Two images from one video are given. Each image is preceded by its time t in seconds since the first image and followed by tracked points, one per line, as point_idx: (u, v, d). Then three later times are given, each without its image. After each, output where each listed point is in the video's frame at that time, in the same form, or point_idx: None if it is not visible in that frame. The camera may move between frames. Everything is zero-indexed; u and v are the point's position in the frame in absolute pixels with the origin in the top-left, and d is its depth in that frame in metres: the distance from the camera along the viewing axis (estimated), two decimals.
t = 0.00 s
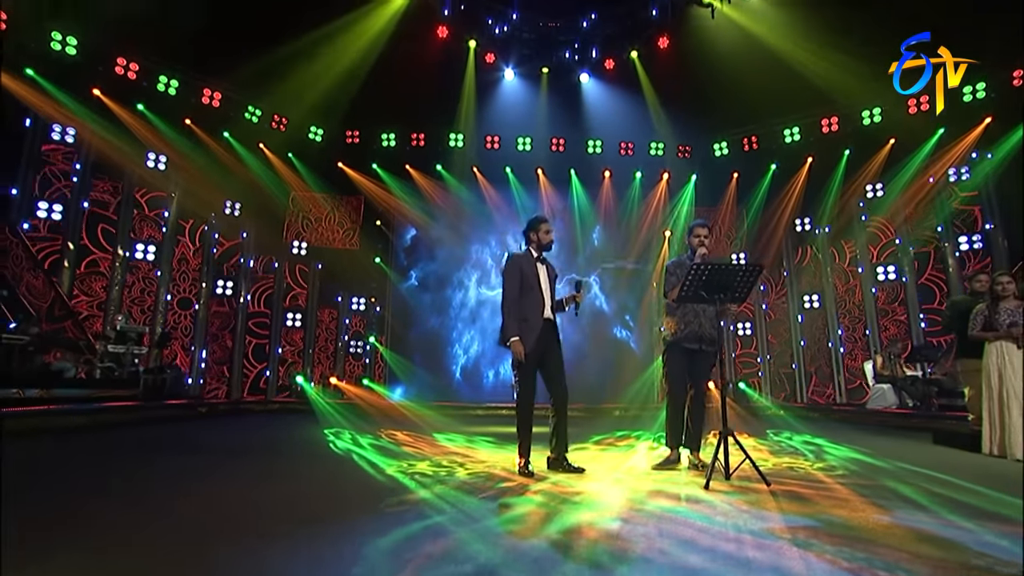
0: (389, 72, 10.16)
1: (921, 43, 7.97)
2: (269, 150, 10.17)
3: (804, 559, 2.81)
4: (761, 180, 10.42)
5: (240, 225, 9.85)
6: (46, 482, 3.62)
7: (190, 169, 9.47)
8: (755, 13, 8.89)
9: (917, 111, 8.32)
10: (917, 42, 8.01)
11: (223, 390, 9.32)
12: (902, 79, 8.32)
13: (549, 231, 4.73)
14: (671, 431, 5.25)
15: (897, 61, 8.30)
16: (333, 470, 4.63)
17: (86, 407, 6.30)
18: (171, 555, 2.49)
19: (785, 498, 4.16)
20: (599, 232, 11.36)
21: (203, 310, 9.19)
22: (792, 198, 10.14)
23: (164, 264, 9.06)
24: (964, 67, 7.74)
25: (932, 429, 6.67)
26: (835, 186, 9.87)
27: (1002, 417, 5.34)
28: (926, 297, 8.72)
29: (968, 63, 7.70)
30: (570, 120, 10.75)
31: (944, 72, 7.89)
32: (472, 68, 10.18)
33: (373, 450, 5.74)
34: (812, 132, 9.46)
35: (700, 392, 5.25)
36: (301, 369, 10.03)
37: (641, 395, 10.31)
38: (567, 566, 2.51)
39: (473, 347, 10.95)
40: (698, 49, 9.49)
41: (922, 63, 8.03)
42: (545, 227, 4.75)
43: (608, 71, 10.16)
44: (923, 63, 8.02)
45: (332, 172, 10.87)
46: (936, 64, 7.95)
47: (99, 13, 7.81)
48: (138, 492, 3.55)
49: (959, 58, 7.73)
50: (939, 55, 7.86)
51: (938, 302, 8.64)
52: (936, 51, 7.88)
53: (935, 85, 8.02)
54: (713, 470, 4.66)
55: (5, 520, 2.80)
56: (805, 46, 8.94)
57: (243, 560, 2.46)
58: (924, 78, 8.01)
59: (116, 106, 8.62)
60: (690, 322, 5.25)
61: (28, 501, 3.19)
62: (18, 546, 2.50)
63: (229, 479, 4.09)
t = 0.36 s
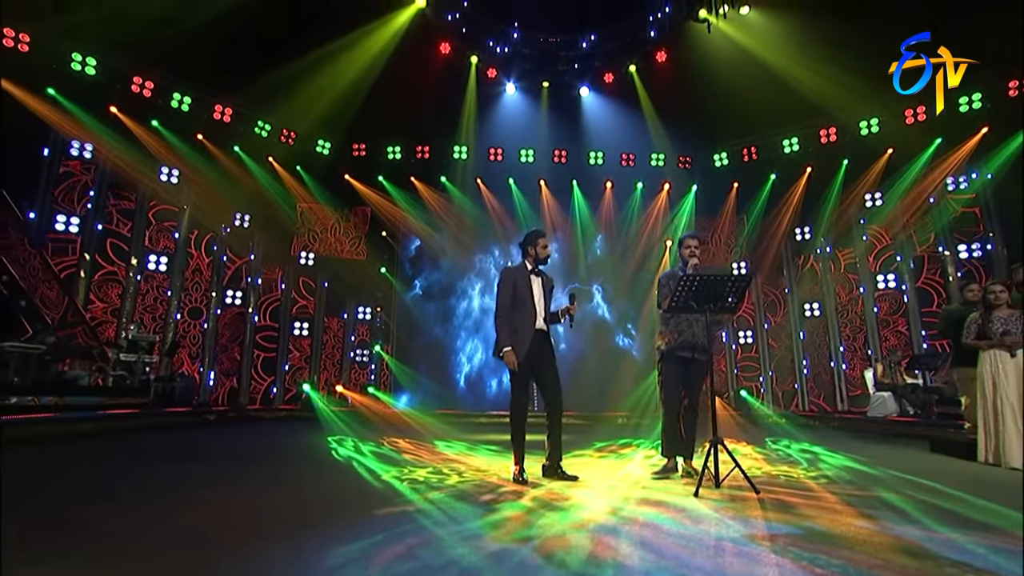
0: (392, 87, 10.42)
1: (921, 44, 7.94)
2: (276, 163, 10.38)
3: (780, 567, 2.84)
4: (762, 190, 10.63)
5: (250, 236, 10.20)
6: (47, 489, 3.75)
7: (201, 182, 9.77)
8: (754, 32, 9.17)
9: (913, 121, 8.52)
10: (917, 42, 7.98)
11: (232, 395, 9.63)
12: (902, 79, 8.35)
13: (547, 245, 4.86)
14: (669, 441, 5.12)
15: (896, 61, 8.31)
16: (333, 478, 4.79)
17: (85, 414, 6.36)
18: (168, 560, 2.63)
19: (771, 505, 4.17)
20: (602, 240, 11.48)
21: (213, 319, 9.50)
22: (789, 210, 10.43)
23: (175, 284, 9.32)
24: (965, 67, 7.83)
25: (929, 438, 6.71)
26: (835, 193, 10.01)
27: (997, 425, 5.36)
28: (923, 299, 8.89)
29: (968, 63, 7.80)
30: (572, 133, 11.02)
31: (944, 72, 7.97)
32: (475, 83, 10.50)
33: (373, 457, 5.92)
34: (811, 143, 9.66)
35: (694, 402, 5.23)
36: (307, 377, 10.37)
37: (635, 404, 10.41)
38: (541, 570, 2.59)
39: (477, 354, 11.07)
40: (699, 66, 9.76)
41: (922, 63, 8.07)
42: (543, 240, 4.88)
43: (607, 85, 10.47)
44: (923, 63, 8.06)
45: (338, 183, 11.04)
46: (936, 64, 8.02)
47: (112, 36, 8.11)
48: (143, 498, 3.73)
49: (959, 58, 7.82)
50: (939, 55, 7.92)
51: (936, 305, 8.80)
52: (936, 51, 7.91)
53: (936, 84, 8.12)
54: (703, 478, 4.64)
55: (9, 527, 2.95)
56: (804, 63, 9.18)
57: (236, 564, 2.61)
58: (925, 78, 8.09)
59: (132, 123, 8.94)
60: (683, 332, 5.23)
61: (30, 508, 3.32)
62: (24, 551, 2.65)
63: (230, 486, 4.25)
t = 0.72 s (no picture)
0: (395, 101, 10.62)
1: (921, 43, 7.78)
2: (285, 176, 10.61)
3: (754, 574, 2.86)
4: (759, 202, 10.81)
5: (257, 246, 10.59)
6: (54, 494, 3.92)
7: (210, 195, 10.02)
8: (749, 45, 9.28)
9: (909, 131, 8.69)
10: (917, 41, 7.83)
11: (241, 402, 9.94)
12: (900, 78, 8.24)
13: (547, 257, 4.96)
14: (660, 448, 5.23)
15: (897, 61, 8.24)
16: (332, 483, 4.94)
17: (80, 420, 6.42)
18: (162, 562, 2.78)
19: (757, 513, 4.14)
20: (602, 249, 11.75)
21: (222, 325, 9.83)
22: (788, 216, 10.51)
23: (187, 287, 9.61)
24: (964, 68, 7.67)
25: (924, 445, 6.77)
26: (830, 203, 10.14)
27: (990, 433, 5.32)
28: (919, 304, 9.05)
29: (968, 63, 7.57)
30: (573, 145, 11.13)
31: (944, 72, 7.83)
32: (475, 96, 10.65)
33: (374, 463, 6.08)
34: (808, 152, 9.81)
35: (686, 411, 5.32)
36: (313, 385, 10.57)
37: (634, 410, 10.57)
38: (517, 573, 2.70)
39: (478, 363, 11.20)
40: (697, 79, 9.95)
41: (922, 62, 7.79)
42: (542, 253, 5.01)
43: (605, 98, 10.70)
44: (923, 63, 7.78)
45: (344, 194, 11.24)
46: (937, 63, 7.78)
47: (123, 56, 8.38)
48: (147, 504, 3.90)
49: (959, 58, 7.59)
50: (939, 55, 7.68)
51: (934, 309, 8.94)
52: (936, 51, 7.66)
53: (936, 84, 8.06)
54: (690, 484, 4.67)
55: (19, 530, 3.11)
56: (801, 77, 9.28)
57: (229, 564, 2.78)
58: (925, 78, 7.91)
59: (145, 138, 9.20)
60: (673, 340, 5.29)
61: (37, 512, 3.49)
62: (29, 553, 2.81)
63: (232, 491, 4.42)
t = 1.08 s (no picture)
0: (398, 112, 10.82)
1: (921, 44, 7.88)
2: (291, 185, 10.87)
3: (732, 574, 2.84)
4: (759, 208, 10.92)
5: (264, 253, 10.71)
6: (59, 500, 4.06)
7: (217, 206, 10.24)
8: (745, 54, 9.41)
9: (906, 138, 8.79)
10: (917, 42, 7.93)
11: (246, 408, 10.01)
12: (902, 78, 8.34)
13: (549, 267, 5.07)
14: (652, 455, 5.29)
15: (897, 61, 8.30)
16: (329, 487, 5.08)
17: (82, 426, 6.51)
18: (159, 564, 2.91)
19: (744, 519, 4.09)
20: (603, 256, 11.80)
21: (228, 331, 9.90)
22: (787, 222, 10.64)
23: (195, 295, 9.75)
24: (965, 68, 7.77)
25: (922, 451, 6.77)
26: (831, 208, 10.23)
27: (984, 441, 5.24)
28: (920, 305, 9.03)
29: (968, 63, 7.70)
30: (574, 153, 11.38)
31: (944, 72, 7.96)
32: (475, 107, 10.88)
33: (373, 468, 6.19)
34: (807, 159, 9.92)
35: (676, 421, 5.34)
36: (318, 391, 10.64)
37: (633, 416, 10.66)
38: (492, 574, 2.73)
39: (480, 369, 11.36)
40: (697, 89, 10.09)
41: (922, 62, 8.00)
42: (546, 262, 5.10)
43: (605, 107, 10.90)
44: (923, 63, 8.00)
45: (350, 206, 11.55)
46: (936, 64, 7.96)
47: (133, 72, 8.63)
48: (147, 509, 4.03)
49: (959, 58, 7.74)
50: (939, 55, 7.85)
51: (935, 310, 8.88)
52: (936, 51, 7.83)
53: (937, 83, 8.16)
54: (681, 488, 4.74)
55: (24, 534, 3.26)
56: (797, 85, 9.41)
57: (224, 565, 2.91)
58: (925, 78, 8.09)
59: (156, 151, 9.44)
60: (666, 347, 5.39)
61: (40, 518, 3.62)
62: (30, 555, 2.94)
63: (231, 495, 4.56)
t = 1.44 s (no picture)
0: (400, 119, 10.96)
1: (921, 44, 7.72)
2: (294, 192, 10.99)
3: None
4: (762, 210, 10.86)
5: (268, 260, 10.84)
6: (60, 500, 4.17)
7: (222, 213, 10.38)
8: (741, 60, 9.54)
9: (908, 142, 8.68)
10: (917, 41, 7.76)
11: (251, 412, 10.14)
12: (902, 78, 8.34)
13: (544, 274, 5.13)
14: (646, 459, 5.34)
15: (897, 61, 8.29)
16: (324, 490, 5.16)
17: (89, 429, 6.64)
18: (148, 564, 2.97)
19: (732, 523, 4.10)
20: (604, 260, 11.83)
21: (234, 333, 10.13)
22: (790, 225, 10.58)
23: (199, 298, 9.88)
24: (965, 68, 7.61)
25: (922, 456, 6.73)
26: (835, 211, 10.14)
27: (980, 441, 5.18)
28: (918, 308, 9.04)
29: (968, 63, 7.54)
30: (576, 160, 11.50)
31: (945, 72, 7.84)
32: (475, 115, 11.06)
33: (372, 473, 6.28)
34: (808, 163, 9.86)
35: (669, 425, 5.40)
36: (321, 395, 10.81)
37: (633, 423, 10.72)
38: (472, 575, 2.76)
39: (482, 374, 11.33)
40: (697, 95, 10.23)
41: (922, 62, 7.96)
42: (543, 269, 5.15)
43: (604, 113, 11.09)
44: (923, 62, 7.93)
45: (353, 211, 11.60)
46: (937, 64, 7.84)
47: (141, 83, 8.84)
48: (145, 509, 4.12)
49: (959, 58, 7.57)
50: (939, 55, 7.70)
51: (937, 309, 8.93)
52: (936, 51, 7.67)
53: (937, 83, 8.08)
54: (671, 493, 4.75)
55: (23, 533, 3.36)
56: (796, 91, 9.47)
57: (215, 565, 2.99)
58: (925, 78, 8.03)
59: (163, 159, 9.61)
60: (658, 353, 5.44)
61: (41, 517, 3.73)
62: (24, 554, 3.03)
63: (228, 497, 4.64)
